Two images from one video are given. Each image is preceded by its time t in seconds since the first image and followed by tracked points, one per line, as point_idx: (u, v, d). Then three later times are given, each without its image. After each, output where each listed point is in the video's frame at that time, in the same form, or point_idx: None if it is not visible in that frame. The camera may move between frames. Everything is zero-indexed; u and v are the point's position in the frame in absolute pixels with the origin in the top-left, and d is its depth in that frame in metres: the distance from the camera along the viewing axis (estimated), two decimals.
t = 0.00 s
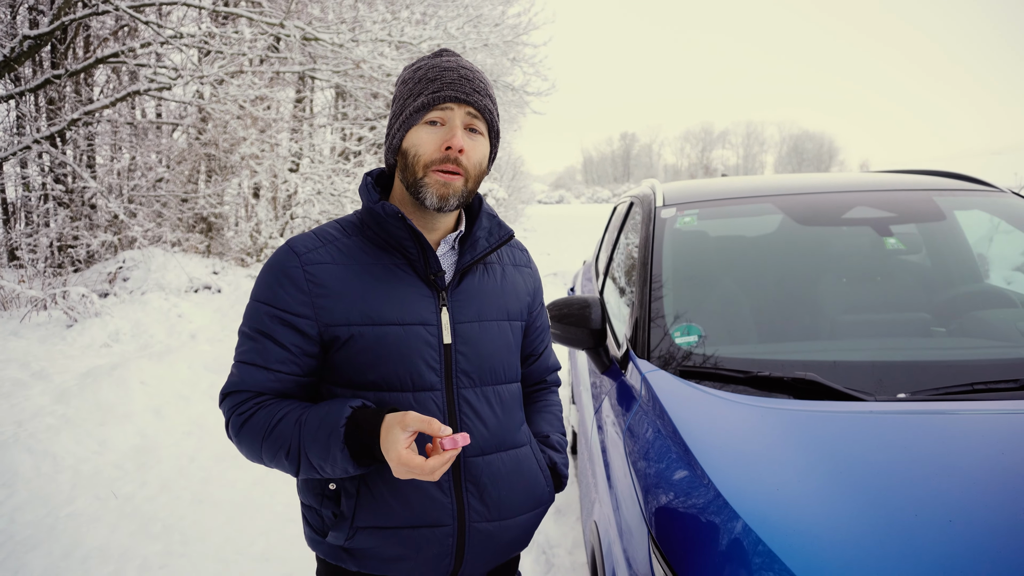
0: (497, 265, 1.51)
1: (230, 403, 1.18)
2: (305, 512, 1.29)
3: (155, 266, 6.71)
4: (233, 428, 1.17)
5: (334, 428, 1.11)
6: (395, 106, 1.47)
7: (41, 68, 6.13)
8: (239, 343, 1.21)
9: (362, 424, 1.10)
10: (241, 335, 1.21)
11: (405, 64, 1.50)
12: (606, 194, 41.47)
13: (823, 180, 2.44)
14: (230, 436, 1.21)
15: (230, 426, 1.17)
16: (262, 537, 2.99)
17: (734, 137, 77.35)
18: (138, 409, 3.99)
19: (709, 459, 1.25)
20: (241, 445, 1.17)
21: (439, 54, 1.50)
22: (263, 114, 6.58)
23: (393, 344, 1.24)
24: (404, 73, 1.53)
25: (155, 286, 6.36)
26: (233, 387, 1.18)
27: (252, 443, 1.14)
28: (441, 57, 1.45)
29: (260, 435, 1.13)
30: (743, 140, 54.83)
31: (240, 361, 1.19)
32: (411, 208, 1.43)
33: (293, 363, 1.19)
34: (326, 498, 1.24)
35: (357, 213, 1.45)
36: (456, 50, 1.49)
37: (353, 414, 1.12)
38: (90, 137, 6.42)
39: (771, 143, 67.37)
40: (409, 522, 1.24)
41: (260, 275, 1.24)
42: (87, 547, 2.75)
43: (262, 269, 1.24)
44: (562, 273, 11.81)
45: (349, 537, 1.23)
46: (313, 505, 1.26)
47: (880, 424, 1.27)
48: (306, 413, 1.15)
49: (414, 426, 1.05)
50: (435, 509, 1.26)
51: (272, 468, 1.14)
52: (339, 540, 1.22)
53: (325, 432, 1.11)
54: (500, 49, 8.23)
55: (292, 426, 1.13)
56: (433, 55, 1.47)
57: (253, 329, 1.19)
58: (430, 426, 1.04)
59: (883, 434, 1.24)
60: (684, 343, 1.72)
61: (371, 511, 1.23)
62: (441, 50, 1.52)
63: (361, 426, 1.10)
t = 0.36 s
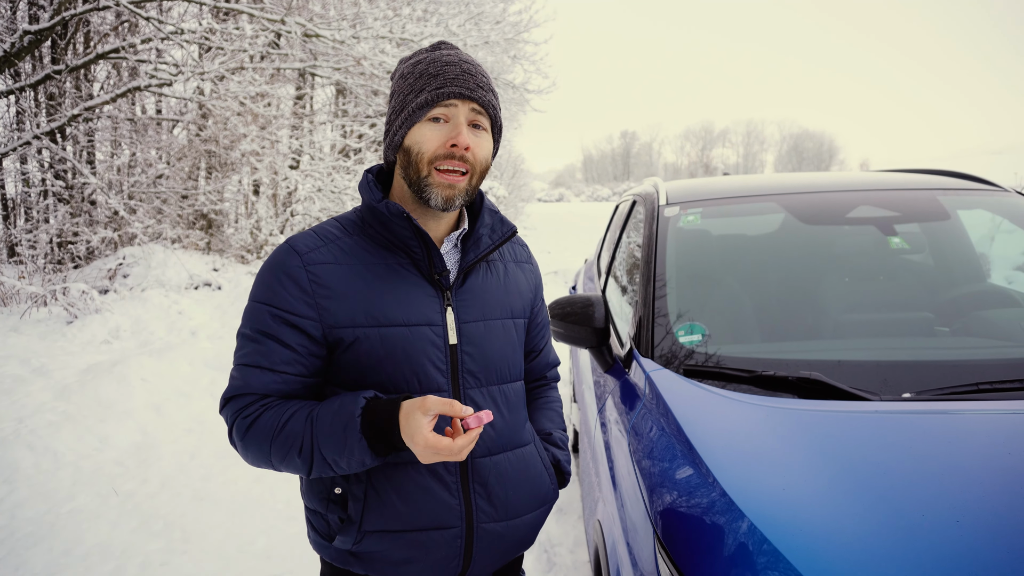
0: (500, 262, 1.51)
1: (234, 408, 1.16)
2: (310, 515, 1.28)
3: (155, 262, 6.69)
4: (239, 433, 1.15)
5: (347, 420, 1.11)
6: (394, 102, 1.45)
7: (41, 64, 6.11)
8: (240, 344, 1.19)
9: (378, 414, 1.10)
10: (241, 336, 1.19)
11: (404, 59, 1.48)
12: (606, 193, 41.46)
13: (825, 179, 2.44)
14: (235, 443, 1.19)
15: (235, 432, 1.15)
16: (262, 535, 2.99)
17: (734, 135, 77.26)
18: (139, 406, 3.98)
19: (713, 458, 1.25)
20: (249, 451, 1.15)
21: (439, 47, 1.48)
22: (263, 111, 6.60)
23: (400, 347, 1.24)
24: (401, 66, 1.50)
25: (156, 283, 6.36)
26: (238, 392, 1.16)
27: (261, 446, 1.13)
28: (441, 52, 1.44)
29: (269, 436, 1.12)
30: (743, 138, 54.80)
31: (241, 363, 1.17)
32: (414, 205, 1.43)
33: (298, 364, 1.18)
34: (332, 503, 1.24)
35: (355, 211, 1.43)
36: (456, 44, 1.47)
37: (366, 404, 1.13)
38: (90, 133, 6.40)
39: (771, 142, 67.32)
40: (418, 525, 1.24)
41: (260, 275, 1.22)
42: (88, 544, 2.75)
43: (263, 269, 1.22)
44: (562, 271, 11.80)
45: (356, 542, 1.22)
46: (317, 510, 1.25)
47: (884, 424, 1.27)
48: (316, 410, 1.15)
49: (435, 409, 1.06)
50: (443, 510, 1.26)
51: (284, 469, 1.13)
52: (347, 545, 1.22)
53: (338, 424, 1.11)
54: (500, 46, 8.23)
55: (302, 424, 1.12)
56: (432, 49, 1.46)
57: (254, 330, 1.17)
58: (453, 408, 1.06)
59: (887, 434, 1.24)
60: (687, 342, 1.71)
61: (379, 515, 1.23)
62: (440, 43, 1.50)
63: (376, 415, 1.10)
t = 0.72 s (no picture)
0: (495, 262, 1.54)
1: (243, 424, 1.13)
2: (315, 526, 1.23)
3: (154, 261, 6.68)
4: (249, 447, 1.12)
5: (357, 409, 1.09)
6: (425, 103, 1.36)
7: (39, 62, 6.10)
8: (245, 359, 1.14)
9: (385, 398, 1.08)
10: (246, 349, 1.14)
11: (429, 58, 1.40)
12: (605, 193, 41.43)
13: (826, 178, 2.44)
14: (246, 462, 1.15)
15: (246, 448, 1.12)
16: (262, 534, 2.98)
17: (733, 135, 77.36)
18: (137, 405, 3.98)
19: (714, 458, 1.25)
20: (262, 464, 1.12)
21: (455, 52, 1.43)
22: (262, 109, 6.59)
23: (417, 349, 1.25)
24: (414, 64, 1.40)
25: (154, 282, 6.35)
26: (245, 407, 1.12)
27: (273, 455, 1.10)
28: (476, 62, 1.42)
29: (280, 443, 1.09)
30: (743, 138, 54.77)
31: (249, 378, 1.13)
32: (440, 211, 1.39)
33: (310, 375, 1.15)
34: (344, 512, 1.19)
35: (353, 212, 1.40)
36: (468, 49, 1.45)
37: (373, 391, 1.10)
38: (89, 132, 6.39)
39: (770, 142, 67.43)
40: (434, 527, 1.24)
41: (262, 283, 1.17)
42: (86, 544, 2.74)
43: (266, 277, 1.17)
44: (562, 270, 11.77)
45: (372, 548, 1.20)
46: (326, 521, 1.20)
47: (884, 424, 1.27)
48: (324, 407, 1.12)
49: (441, 383, 1.02)
50: (458, 511, 1.26)
51: (300, 474, 1.10)
52: (362, 552, 1.19)
53: (348, 415, 1.09)
54: (499, 45, 8.21)
55: (312, 423, 1.10)
56: (463, 56, 1.42)
57: (262, 343, 1.13)
58: (461, 382, 1.02)
59: (887, 434, 1.24)
60: (687, 341, 1.71)
61: (395, 519, 1.21)
62: (448, 45, 1.45)
63: (383, 400, 1.08)
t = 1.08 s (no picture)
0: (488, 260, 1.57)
1: (256, 430, 1.09)
2: (324, 531, 1.21)
3: (150, 260, 6.65)
4: (266, 455, 1.08)
5: (387, 420, 1.08)
6: (436, 102, 1.36)
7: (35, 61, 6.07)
8: (255, 365, 1.10)
9: (417, 411, 1.08)
10: (256, 355, 1.10)
11: (437, 57, 1.40)
12: (602, 194, 41.42)
13: (824, 179, 2.44)
14: (258, 468, 1.11)
15: (261, 455, 1.09)
16: (258, 534, 2.97)
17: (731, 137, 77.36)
18: (133, 404, 3.96)
19: (711, 458, 1.25)
20: (278, 471, 1.09)
21: (466, 52, 1.43)
22: (259, 108, 6.56)
23: (428, 350, 1.25)
24: (426, 62, 1.40)
25: (150, 281, 6.32)
26: (258, 414, 1.09)
27: (293, 464, 1.07)
28: (484, 62, 1.42)
29: (300, 452, 1.07)
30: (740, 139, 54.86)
31: (261, 383, 1.09)
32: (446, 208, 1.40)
33: (324, 379, 1.13)
34: (355, 515, 1.18)
35: (353, 212, 1.38)
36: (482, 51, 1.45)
37: (401, 402, 1.10)
38: (85, 130, 6.36)
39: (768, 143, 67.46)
40: (446, 523, 1.25)
41: (270, 286, 1.13)
42: (82, 543, 2.73)
43: (275, 280, 1.14)
44: (559, 271, 11.76)
45: (385, 548, 1.20)
46: (336, 524, 1.19)
47: (879, 424, 1.28)
48: (347, 415, 1.11)
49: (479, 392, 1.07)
50: (467, 507, 1.28)
51: (321, 482, 1.09)
52: (375, 553, 1.19)
53: (377, 426, 1.08)
54: (497, 45, 8.20)
55: (335, 432, 1.08)
56: (471, 56, 1.42)
57: (275, 347, 1.10)
58: (498, 387, 1.07)
59: (881, 434, 1.24)
60: (687, 342, 1.71)
61: (407, 518, 1.21)
62: (461, 46, 1.45)
63: (415, 412, 1.08)
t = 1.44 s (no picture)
0: (493, 261, 1.54)
1: (234, 420, 1.11)
2: (315, 526, 1.23)
3: (148, 261, 6.64)
4: (239, 445, 1.10)
5: (359, 437, 1.07)
6: (413, 100, 1.38)
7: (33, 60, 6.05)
8: (241, 354, 1.13)
9: (391, 436, 1.07)
10: (243, 347, 1.13)
11: (420, 56, 1.43)
12: (600, 195, 41.49)
13: (822, 182, 2.45)
14: (235, 457, 1.14)
15: (235, 444, 1.11)
16: (255, 535, 2.97)
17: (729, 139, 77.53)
18: (130, 404, 3.95)
19: (711, 460, 1.25)
20: (248, 462, 1.11)
21: (453, 52, 1.45)
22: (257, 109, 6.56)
23: (416, 348, 1.24)
24: (414, 62, 1.44)
25: (148, 281, 6.31)
26: (238, 403, 1.11)
27: (264, 459, 1.09)
28: (464, 57, 1.42)
29: (272, 452, 1.08)
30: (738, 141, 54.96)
31: (244, 373, 1.12)
32: (427, 205, 1.40)
33: (306, 375, 1.14)
34: (343, 511, 1.20)
35: (353, 212, 1.40)
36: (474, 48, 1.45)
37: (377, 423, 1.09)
38: (82, 130, 6.34)
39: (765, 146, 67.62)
40: (433, 525, 1.24)
41: (262, 280, 1.17)
42: (78, 544, 2.72)
43: (267, 274, 1.17)
44: (557, 273, 11.78)
45: (371, 546, 1.20)
46: (325, 519, 1.21)
47: (879, 426, 1.28)
48: (324, 424, 1.11)
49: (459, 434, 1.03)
50: (456, 509, 1.26)
51: (288, 483, 1.10)
52: (362, 550, 1.19)
53: (349, 442, 1.08)
54: (495, 47, 8.22)
55: (309, 438, 1.09)
56: (452, 53, 1.43)
57: (259, 340, 1.12)
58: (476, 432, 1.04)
59: (880, 435, 1.25)
60: (685, 344, 1.72)
61: (395, 518, 1.21)
62: (453, 47, 1.47)
63: (389, 435, 1.07)
